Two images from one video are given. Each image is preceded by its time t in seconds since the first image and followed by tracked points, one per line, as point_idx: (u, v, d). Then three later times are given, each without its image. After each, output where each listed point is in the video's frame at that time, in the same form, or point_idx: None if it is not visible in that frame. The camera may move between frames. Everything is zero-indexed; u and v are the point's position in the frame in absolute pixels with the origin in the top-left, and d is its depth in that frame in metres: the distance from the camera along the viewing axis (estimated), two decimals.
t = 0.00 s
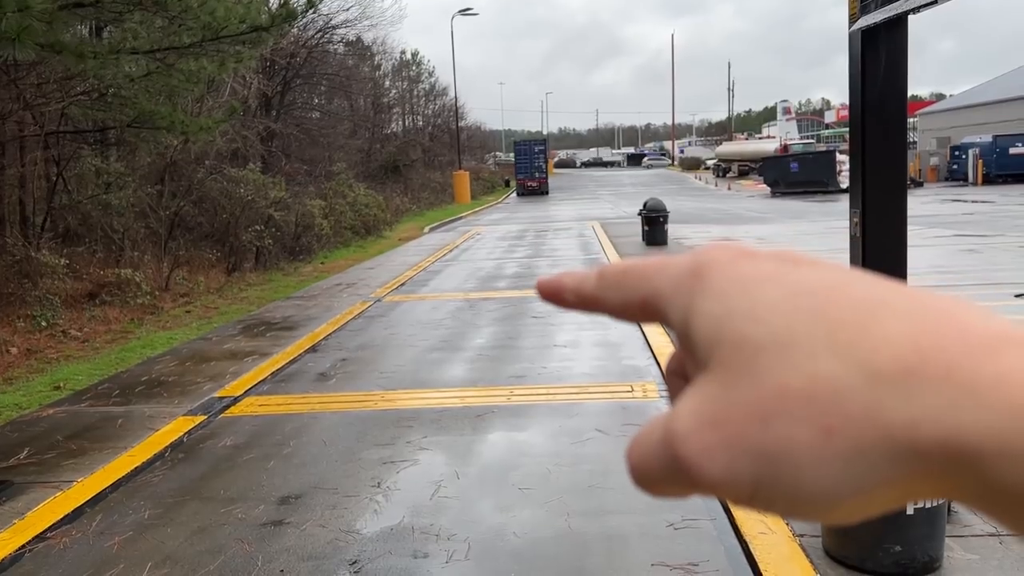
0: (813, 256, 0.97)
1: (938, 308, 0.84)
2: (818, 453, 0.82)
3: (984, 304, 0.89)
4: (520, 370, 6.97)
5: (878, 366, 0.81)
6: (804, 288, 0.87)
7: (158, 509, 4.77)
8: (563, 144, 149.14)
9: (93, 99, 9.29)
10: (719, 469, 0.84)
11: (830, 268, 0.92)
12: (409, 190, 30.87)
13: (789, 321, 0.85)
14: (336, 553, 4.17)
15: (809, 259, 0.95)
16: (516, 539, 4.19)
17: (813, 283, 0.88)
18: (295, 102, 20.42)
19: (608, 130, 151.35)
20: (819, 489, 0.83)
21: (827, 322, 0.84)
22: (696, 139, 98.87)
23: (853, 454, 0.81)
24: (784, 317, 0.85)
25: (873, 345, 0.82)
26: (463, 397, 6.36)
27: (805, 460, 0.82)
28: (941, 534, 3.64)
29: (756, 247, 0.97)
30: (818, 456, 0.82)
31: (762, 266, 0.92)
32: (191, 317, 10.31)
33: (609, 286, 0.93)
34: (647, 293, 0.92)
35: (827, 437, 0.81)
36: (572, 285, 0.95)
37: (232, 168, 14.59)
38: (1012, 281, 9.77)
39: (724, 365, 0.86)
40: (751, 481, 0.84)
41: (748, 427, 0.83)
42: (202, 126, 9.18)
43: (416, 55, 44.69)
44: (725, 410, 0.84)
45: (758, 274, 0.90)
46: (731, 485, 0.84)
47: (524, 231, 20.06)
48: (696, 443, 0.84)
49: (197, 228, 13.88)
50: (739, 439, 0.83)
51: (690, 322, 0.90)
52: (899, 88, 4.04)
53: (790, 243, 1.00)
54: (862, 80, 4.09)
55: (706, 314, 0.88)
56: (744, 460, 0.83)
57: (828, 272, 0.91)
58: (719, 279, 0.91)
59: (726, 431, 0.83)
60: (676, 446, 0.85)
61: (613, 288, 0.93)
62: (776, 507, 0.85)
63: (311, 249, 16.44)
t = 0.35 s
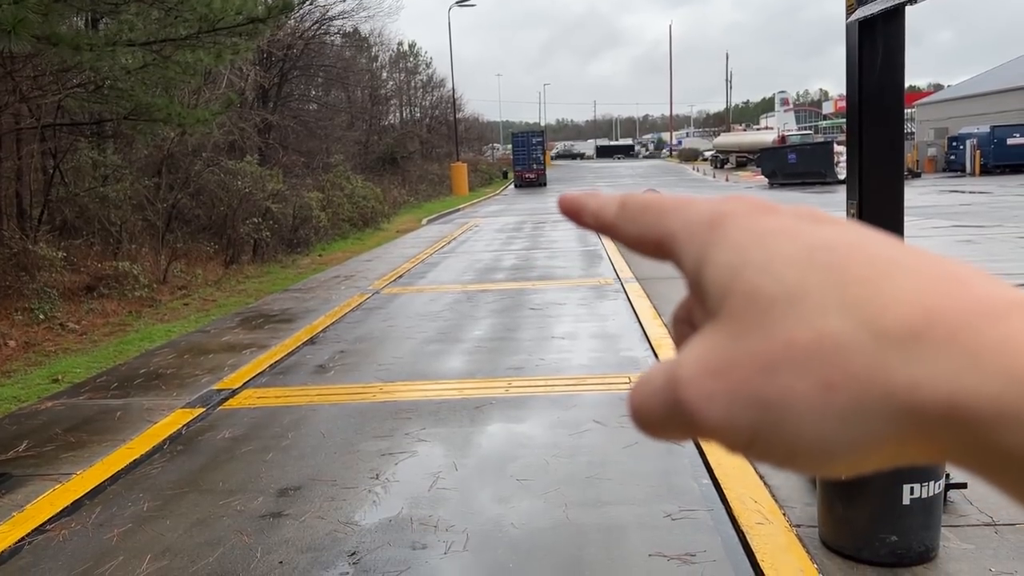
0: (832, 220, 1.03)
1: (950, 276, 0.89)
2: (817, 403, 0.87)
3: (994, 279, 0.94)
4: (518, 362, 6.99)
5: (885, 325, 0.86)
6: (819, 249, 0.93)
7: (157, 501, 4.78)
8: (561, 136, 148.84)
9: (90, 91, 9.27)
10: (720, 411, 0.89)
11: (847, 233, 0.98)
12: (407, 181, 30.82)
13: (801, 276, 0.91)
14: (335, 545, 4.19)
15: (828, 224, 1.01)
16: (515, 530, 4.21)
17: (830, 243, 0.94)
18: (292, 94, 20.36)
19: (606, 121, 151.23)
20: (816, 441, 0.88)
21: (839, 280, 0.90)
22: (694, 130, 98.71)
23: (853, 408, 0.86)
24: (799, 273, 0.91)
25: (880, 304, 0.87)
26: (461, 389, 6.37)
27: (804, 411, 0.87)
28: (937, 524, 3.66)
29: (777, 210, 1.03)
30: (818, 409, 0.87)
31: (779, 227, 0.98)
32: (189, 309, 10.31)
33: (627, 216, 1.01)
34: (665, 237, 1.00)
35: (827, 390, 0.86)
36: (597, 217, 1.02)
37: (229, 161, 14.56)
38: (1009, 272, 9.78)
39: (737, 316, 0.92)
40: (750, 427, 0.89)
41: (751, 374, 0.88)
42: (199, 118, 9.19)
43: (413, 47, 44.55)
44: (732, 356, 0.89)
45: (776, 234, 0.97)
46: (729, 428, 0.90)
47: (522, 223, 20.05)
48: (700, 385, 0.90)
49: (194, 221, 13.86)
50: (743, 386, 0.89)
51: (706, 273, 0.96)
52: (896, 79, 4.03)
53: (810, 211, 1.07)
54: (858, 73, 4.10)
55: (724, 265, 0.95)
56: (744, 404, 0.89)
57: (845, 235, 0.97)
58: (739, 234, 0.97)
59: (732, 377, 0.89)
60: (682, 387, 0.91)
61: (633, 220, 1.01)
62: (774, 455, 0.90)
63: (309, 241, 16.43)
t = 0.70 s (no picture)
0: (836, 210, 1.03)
1: (955, 267, 0.89)
2: (826, 396, 0.87)
3: (998, 268, 0.94)
4: (516, 349, 7.00)
5: (892, 318, 0.86)
6: (824, 241, 0.93)
7: (157, 488, 4.80)
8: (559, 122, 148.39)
9: (86, 78, 9.22)
10: (728, 404, 0.89)
11: (852, 224, 0.98)
12: (405, 168, 30.75)
13: (807, 270, 0.91)
14: (335, 530, 4.21)
15: (833, 214, 1.01)
16: (514, 515, 4.23)
17: (835, 236, 0.94)
18: (289, 81, 20.29)
19: (604, 108, 151.09)
20: (825, 434, 0.88)
21: (846, 274, 0.90)
22: (692, 116, 98.53)
23: (860, 403, 0.87)
24: (805, 267, 0.91)
25: (888, 298, 0.87)
26: (459, 376, 6.39)
27: (813, 405, 0.87)
28: (934, 508, 3.67)
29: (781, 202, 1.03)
30: (826, 402, 0.87)
31: (785, 219, 0.98)
32: (187, 297, 10.31)
33: (628, 215, 1.00)
34: (670, 233, 1.00)
35: (836, 383, 0.86)
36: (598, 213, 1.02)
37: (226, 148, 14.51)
38: (1006, 258, 9.79)
39: (744, 309, 0.92)
40: (758, 421, 0.89)
41: (760, 368, 0.88)
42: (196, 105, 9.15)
43: (410, 33, 44.40)
44: (737, 350, 0.90)
45: (781, 226, 0.96)
46: (736, 423, 0.90)
47: (520, 210, 20.07)
48: (707, 380, 0.90)
49: (192, 208, 13.83)
50: (752, 380, 0.89)
51: (713, 266, 0.96)
52: (894, 64, 4.03)
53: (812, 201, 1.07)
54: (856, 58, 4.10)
55: (729, 259, 0.95)
56: (751, 399, 0.89)
57: (851, 225, 0.97)
58: (744, 228, 0.97)
59: (740, 370, 0.89)
60: (689, 382, 0.91)
61: (636, 221, 1.00)
62: (781, 450, 0.91)
63: (307, 229, 16.41)
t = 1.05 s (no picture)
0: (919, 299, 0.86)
1: None
2: (910, 519, 0.69)
3: None
4: (515, 330, 7.01)
5: (1001, 434, 0.67)
6: (908, 329, 0.76)
7: (158, 469, 4.82)
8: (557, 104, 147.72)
9: (82, 61, 9.16)
10: (789, 517, 0.72)
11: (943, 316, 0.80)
12: (403, 150, 30.66)
13: (888, 365, 0.74)
14: (336, 510, 4.24)
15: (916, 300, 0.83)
16: (514, 495, 4.25)
17: (920, 325, 0.77)
18: (286, 63, 20.18)
19: (603, 90, 150.49)
20: (903, 566, 0.70)
21: (934, 371, 0.72)
22: (691, 97, 98.23)
23: (955, 531, 0.68)
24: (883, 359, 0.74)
25: (994, 405, 0.68)
26: (459, 357, 6.41)
27: (896, 526, 0.69)
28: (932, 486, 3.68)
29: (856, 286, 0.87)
30: (909, 525, 0.69)
31: (857, 302, 0.81)
32: (186, 279, 10.32)
33: (667, 299, 0.90)
34: (720, 317, 0.87)
35: (923, 505, 0.68)
36: (635, 304, 0.90)
37: (223, 130, 14.45)
38: (1006, 237, 9.80)
39: (810, 407, 0.74)
40: (820, 540, 0.72)
41: (830, 477, 0.71)
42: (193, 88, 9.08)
43: (407, 14, 44.11)
44: (801, 453, 0.73)
45: (855, 310, 0.79)
46: (793, 539, 0.73)
47: (519, 192, 20.04)
48: (758, 486, 0.73)
49: (190, 191, 13.77)
50: (820, 491, 0.71)
51: (772, 356, 0.80)
52: (894, 45, 4.01)
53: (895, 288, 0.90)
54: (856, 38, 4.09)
55: (791, 348, 0.78)
56: (814, 513, 0.72)
57: (936, 317, 0.80)
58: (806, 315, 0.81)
59: (805, 477, 0.72)
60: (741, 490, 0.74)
61: (676, 307, 0.88)
62: None
63: (305, 211, 16.39)
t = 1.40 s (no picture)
0: None
1: None
2: None
3: None
4: (515, 307, 7.03)
5: None
6: None
7: (159, 444, 4.84)
8: (555, 85, 146.72)
9: (77, 39, 9.00)
10: None
11: None
12: (401, 130, 30.54)
13: None
14: (338, 483, 4.26)
15: None
16: (514, 467, 4.28)
17: None
18: (282, 41, 20.03)
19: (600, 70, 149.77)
20: None
21: None
22: (689, 76, 97.90)
23: None
24: None
25: None
26: (458, 333, 6.43)
27: None
28: (931, 456, 3.71)
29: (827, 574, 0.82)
30: None
31: None
32: (185, 258, 10.31)
33: None
34: None
35: None
36: None
37: (220, 109, 14.38)
38: (1005, 212, 9.82)
39: None
40: None
41: None
42: (188, 66, 9.30)
43: None
44: None
45: None
46: None
47: (518, 170, 20.00)
48: None
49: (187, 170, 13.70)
50: None
51: None
52: (897, 16, 4.08)
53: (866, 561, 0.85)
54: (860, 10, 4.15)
55: None
56: None
57: None
58: None
59: None
60: None
61: None
62: None
63: (304, 190, 16.35)
